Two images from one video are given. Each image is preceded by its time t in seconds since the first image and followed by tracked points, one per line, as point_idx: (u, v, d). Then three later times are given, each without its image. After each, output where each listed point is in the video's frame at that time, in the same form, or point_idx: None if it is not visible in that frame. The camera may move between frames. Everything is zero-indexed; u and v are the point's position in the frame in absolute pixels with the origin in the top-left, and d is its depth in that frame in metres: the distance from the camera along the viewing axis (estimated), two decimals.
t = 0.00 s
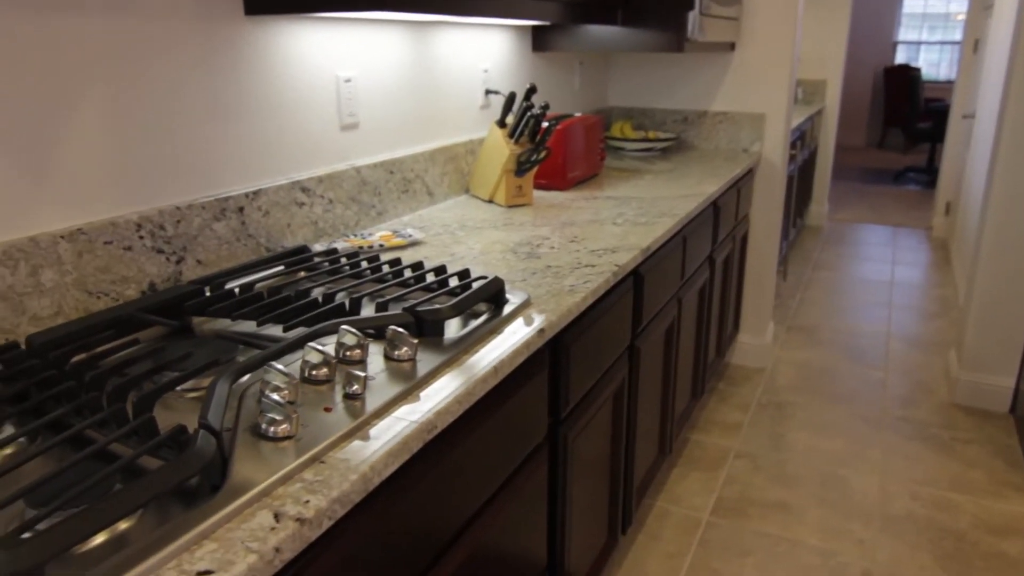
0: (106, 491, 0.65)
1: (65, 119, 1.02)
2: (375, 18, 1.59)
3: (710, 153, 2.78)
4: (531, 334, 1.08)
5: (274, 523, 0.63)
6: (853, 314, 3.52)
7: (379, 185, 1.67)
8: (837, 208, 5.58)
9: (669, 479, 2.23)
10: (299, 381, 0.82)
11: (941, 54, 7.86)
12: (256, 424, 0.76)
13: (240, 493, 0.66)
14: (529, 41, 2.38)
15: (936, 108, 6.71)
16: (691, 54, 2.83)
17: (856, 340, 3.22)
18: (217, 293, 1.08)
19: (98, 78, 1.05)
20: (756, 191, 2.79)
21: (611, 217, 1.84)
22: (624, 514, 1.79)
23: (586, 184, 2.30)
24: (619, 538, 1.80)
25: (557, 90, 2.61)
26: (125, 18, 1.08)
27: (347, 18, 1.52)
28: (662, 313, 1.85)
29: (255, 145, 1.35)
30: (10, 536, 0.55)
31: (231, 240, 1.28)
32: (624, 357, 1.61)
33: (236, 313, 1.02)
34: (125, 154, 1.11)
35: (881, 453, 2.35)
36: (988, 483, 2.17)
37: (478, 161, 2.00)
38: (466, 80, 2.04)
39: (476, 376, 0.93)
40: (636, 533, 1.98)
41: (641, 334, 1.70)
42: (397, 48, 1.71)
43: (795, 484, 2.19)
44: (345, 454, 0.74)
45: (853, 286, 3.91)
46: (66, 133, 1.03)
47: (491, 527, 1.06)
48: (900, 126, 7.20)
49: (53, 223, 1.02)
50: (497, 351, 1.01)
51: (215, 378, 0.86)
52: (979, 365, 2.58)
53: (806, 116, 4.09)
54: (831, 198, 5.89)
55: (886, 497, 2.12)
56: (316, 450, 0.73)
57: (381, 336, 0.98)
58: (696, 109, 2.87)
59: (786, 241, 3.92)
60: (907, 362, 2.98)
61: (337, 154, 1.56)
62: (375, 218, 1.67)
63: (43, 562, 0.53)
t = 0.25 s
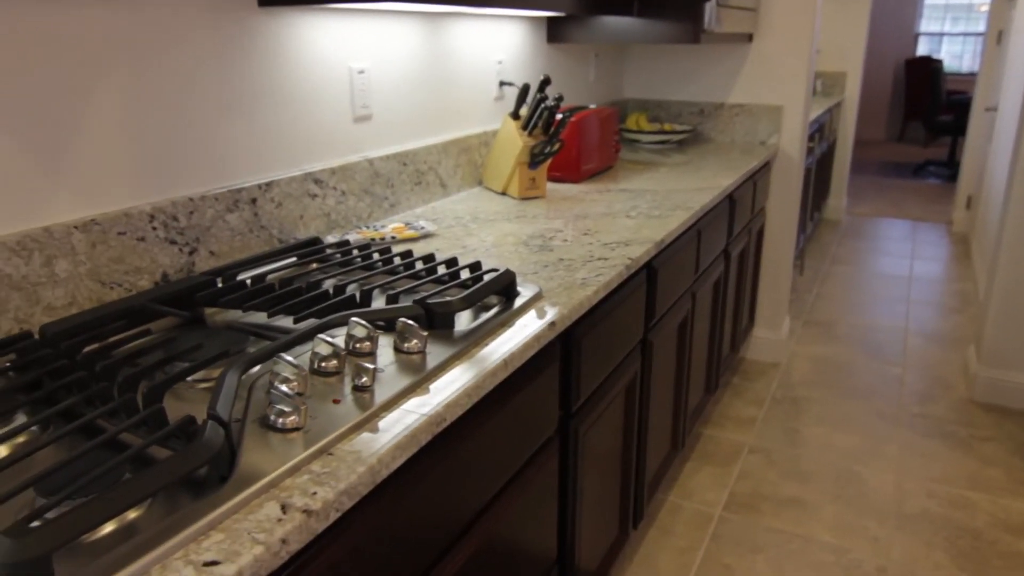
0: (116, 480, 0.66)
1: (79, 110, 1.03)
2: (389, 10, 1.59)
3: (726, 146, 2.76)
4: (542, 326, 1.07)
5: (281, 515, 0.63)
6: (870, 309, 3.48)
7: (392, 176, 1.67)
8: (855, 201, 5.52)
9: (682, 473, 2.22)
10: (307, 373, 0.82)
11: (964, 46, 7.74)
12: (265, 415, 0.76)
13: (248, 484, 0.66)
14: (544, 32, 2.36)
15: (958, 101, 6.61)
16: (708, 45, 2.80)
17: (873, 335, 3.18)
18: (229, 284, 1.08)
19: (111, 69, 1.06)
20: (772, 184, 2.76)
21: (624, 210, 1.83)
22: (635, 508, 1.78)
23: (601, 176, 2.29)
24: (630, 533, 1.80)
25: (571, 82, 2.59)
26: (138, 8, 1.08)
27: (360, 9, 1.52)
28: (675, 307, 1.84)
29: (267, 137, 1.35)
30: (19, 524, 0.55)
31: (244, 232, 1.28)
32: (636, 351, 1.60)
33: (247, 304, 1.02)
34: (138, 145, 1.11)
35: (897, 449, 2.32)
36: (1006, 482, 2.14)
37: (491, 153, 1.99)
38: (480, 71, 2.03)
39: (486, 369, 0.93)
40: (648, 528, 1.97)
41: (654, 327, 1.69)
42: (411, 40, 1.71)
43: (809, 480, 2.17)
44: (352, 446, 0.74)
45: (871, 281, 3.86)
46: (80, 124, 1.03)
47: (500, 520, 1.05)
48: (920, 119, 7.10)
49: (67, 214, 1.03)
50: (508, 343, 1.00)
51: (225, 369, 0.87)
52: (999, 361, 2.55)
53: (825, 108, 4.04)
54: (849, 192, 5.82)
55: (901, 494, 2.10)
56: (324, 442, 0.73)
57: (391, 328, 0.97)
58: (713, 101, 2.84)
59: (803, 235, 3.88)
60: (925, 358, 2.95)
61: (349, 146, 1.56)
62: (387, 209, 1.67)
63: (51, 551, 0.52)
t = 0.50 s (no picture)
0: (125, 469, 0.66)
1: (92, 100, 1.03)
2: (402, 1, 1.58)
3: (742, 139, 2.73)
4: (552, 320, 1.07)
5: (287, 507, 0.63)
6: (888, 305, 3.44)
7: (404, 168, 1.67)
8: (874, 196, 5.45)
9: (694, 468, 2.21)
10: (316, 365, 0.82)
11: (987, 38, 7.62)
12: (273, 407, 0.76)
13: (254, 476, 0.66)
14: (558, 24, 2.35)
15: (980, 94, 6.51)
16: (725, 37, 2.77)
17: (890, 331, 3.15)
18: (240, 276, 1.08)
19: (124, 60, 1.06)
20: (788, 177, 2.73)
21: (638, 203, 1.82)
22: (647, 502, 1.77)
23: (615, 169, 2.28)
24: (641, 527, 1.79)
25: (586, 74, 2.57)
26: None
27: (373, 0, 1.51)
28: (689, 301, 1.83)
29: (280, 128, 1.34)
30: (28, 513, 0.55)
31: (256, 223, 1.29)
32: (648, 345, 1.59)
33: (258, 295, 1.03)
34: (150, 136, 1.11)
35: (912, 447, 2.30)
36: None
37: (505, 146, 1.99)
38: (494, 63, 2.03)
39: (495, 362, 0.92)
40: (659, 523, 1.97)
41: (667, 322, 1.68)
42: (424, 32, 1.70)
43: (823, 477, 2.16)
44: (360, 438, 0.74)
45: (889, 276, 3.82)
46: (94, 115, 1.03)
47: (509, 514, 1.05)
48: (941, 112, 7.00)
49: (80, 205, 1.03)
50: (518, 337, 1.00)
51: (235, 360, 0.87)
52: (1019, 358, 2.51)
53: (844, 101, 3.99)
54: (868, 186, 5.76)
55: (917, 492, 2.08)
56: (332, 434, 0.73)
57: (401, 321, 0.97)
58: (729, 93, 2.82)
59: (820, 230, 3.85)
60: (942, 354, 2.91)
61: (362, 138, 1.56)
62: (400, 202, 1.67)
63: (59, 540, 0.52)
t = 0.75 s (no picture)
0: (134, 459, 0.67)
1: (104, 90, 1.03)
2: None
3: (758, 132, 2.71)
4: (563, 314, 1.06)
5: (293, 499, 0.63)
6: (905, 300, 3.41)
7: (416, 161, 1.67)
8: (892, 190, 5.39)
9: (706, 464, 2.20)
10: (324, 358, 0.82)
11: (1010, 30, 7.50)
12: (281, 399, 0.76)
13: (261, 468, 0.66)
14: (573, 16, 2.33)
15: (1002, 87, 6.41)
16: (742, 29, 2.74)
17: (907, 326, 3.11)
18: (251, 268, 1.09)
19: (136, 52, 1.06)
20: (804, 170, 2.70)
21: (651, 196, 1.80)
22: (658, 497, 1.77)
23: (628, 162, 2.26)
24: (652, 522, 1.79)
25: (601, 66, 2.56)
26: None
27: None
28: (702, 296, 1.82)
29: (291, 120, 1.34)
30: (35, 502, 0.55)
31: (268, 215, 1.29)
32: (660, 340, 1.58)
33: (268, 287, 1.03)
34: (162, 127, 1.11)
35: (928, 444, 2.28)
36: None
37: (517, 138, 1.98)
38: (507, 55, 2.02)
39: (504, 356, 0.92)
40: (671, 517, 1.96)
41: (679, 316, 1.67)
42: (437, 23, 1.69)
43: (837, 474, 2.14)
44: (368, 431, 0.73)
45: (906, 271, 3.78)
46: (106, 106, 1.03)
47: (518, 508, 1.05)
48: (962, 105, 6.91)
49: (92, 196, 1.04)
50: (528, 330, 0.99)
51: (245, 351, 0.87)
52: None
53: (862, 94, 3.94)
54: (886, 179, 5.69)
55: (932, 490, 2.06)
56: (339, 426, 0.73)
57: (411, 314, 0.97)
58: (745, 86, 2.79)
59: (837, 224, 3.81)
60: (960, 351, 2.88)
61: (374, 130, 1.55)
62: (412, 194, 1.66)
63: (65, 530, 0.52)
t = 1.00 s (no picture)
0: (142, 450, 0.67)
1: (116, 82, 1.03)
2: None
3: (774, 126, 2.68)
4: (572, 309, 1.06)
5: (298, 492, 0.63)
6: (922, 297, 3.37)
7: (428, 154, 1.66)
8: (910, 184, 5.33)
9: (718, 459, 2.19)
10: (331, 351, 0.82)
11: None
12: (289, 392, 0.76)
13: (266, 460, 0.66)
14: (587, 8, 2.31)
15: None
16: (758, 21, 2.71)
17: (924, 323, 3.08)
18: (261, 260, 1.09)
19: (147, 43, 1.06)
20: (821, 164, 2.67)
21: (665, 190, 1.79)
22: (668, 492, 1.76)
23: (642, 156, 2.25)
24: (663, 517, 1.78)
25: (615, 59, 2.54)
26: None
27: None
28: (715, 291, 1.80)
29: (302, 112, 1.34)
30: (42, 492, 0.55)
31: (279, 207, 1.29)
32: (672, 334, 1.57)
33: (278, 279, 1.03)
34: (173, 119, 1.11)
35: (944, 442, 2.25)
36: None
37: (530, 131, 1.97)
38: (520, 48, 2.00)
39: (512, 350, 0.91)
40: (682, 513, 1.95)
41: (691, 311, 1.66)
42: (449, 15, 1.68)
43: (850, 471, 2.12)
44: (374, 425, 0.73)
45: (924, 267, 3.74)
46: (118, 98, 1.04)
47: (526, 503, 1.05)
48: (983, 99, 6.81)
49: (104, 187, 1.04)
50: (536, 325, 0.99)
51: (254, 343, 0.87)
52: None
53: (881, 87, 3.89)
54: (904, 174, 5.63)
55: (947, 488, 2.04)
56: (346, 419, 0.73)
57: (419, 307, 0.97)
58: (761, 79, 2.76)
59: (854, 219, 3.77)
60: (978, 348, 2.84)
61: (386, 123, 1.55)
62: (423, 187, 1.66)
63: (70, 521, 0.53)
